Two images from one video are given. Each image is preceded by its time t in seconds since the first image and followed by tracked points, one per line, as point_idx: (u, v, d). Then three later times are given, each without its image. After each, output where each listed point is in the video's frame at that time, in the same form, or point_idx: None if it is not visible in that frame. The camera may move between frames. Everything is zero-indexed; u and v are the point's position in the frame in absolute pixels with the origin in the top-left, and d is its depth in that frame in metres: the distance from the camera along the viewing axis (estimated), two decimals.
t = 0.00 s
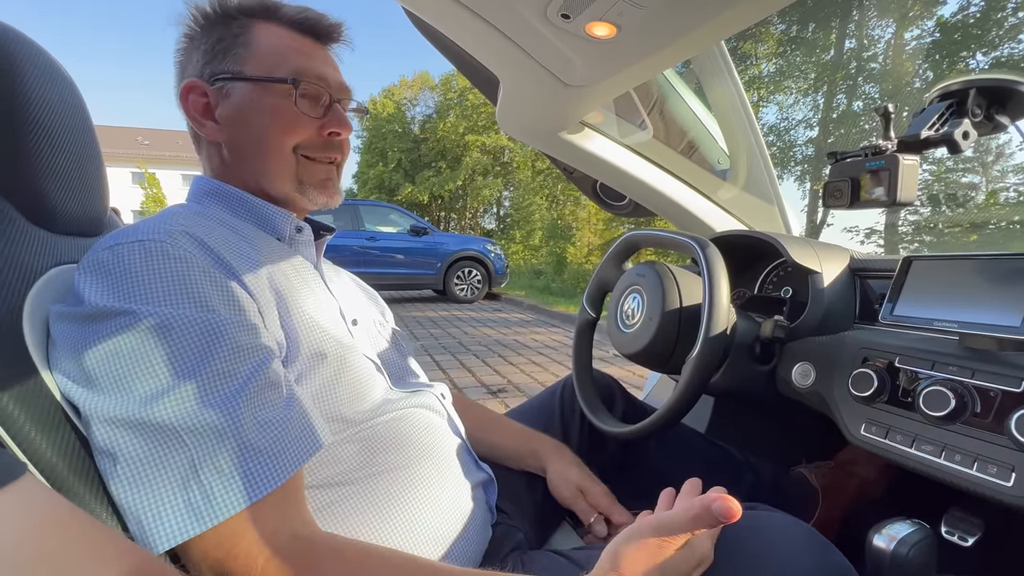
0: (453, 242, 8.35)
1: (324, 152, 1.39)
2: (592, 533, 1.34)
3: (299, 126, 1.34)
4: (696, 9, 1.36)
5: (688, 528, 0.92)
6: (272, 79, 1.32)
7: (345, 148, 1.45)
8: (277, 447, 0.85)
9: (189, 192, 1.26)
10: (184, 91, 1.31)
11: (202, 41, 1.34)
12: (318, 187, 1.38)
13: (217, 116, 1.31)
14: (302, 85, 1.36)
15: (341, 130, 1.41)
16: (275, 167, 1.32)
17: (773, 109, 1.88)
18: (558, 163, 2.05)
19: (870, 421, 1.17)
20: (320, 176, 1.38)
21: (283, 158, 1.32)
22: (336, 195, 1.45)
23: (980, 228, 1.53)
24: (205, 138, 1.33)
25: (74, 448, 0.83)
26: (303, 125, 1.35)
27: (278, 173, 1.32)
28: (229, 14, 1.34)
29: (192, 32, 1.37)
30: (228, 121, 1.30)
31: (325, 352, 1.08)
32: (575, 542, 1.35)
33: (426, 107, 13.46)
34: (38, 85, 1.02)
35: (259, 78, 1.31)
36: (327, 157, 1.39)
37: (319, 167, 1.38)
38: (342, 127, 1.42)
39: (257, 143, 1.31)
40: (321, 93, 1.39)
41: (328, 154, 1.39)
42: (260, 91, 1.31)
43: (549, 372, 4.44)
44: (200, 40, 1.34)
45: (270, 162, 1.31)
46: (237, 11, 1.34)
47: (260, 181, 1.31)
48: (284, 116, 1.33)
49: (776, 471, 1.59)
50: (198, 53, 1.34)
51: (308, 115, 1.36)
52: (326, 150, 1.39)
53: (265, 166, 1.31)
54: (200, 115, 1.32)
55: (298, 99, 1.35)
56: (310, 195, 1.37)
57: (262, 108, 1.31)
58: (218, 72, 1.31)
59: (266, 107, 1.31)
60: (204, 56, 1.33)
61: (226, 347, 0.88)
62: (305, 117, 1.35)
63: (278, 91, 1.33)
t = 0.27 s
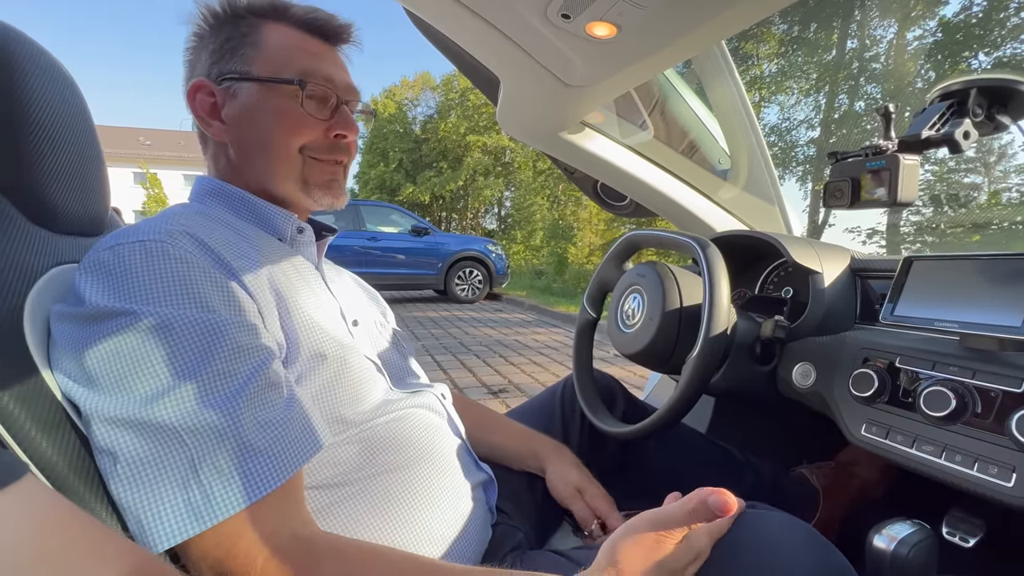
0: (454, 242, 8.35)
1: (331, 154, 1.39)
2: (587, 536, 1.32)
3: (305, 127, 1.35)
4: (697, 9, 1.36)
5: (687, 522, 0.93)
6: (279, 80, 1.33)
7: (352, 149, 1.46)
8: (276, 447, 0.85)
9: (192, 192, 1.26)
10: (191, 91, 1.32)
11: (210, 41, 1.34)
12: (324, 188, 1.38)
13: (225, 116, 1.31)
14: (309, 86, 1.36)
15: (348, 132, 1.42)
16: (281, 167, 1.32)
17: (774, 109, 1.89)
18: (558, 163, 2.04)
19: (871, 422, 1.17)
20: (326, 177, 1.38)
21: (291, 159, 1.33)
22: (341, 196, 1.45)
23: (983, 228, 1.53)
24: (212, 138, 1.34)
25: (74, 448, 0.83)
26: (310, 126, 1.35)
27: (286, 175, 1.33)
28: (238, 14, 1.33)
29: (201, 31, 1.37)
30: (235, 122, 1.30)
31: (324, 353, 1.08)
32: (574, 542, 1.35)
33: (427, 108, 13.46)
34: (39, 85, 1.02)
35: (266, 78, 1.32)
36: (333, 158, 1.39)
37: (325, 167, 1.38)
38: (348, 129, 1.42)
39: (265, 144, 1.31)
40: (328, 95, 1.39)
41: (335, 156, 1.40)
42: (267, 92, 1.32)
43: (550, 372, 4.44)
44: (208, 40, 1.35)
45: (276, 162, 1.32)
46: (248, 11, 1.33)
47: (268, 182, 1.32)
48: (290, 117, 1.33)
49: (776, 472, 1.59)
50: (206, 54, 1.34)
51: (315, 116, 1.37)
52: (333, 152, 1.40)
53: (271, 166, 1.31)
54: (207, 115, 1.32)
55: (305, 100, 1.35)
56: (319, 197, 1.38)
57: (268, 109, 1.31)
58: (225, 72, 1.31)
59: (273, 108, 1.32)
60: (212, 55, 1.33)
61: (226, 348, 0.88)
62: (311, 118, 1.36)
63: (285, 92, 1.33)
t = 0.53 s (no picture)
0: (454, 243, 8.36)
1: (341, 154, 1.40)
2: (596, 539, 1.33)
3: (315, 128, 1.35)
4: (699, 10, 1.36)
5: (689, 526, 0.94)
6: (289, 81, 1.33)
7: (361, 149, 1.46)
8: (280, 449, 0.85)
9: (199, 192, 1.25)
10: (202, 94, 1.32)
11: (221, 43, 1.35)
12: (333, 190, 1.39)
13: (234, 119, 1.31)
14: (318, 86, 1.36)
15: (357, 132, 1.43)
16: (292, 169, 1.33)
17: (776, 110, 1.89)
18: (560, 164, 2.04)
19: (873, 423, 1.17)
20: (336, 178, 1.39)
21: (301, 161, 1.34)
22: (350, 197, 1.46)
23: (985, 229, 1.51)
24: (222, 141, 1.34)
25: (77, 449, 0.83)
26: (319, 126, 1.36)
27: (297, 177, 1.33)
28: (249, 16, 1.34)
29: (214, 33, 1.38)
30: (245, 123, 1.31)
31: (327, 355, 1.08)
32: (577, 544, 1.35)
33: (427, 108, 13.46)
34: (41, 86, 1.02)
35: (276, 79, 1.32)
36: (342, 158, 1.40)
37: (335, 169, 1.38)
38: (357, 129, 1.43)
39: (276, 146, 1.32)
40: (337, 95, 1.40)
41: (344, 156, 1.40)
42: (277, 93, 1.32)
43: (551, 373, 4.44)
44: (219, 42, 1.36)
45: (287, 164, 1.32)
46: (257, 13, 1.34)
47: (279, 185, 1.33)
48: (300, 118, 1.33)
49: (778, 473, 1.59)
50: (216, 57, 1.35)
51: (325, 116, 1.37)
52: (342, 152, 1.40)
53: (281, 168, 1.32)
54: (217, 117, 1.33)
55: (314, 101, 1.36)
56: (329, 198, 1.39)
57: (278, 110, 1.32)
58: (235, 74, 1.32)
59: (283, 109, 1.32)
60: (221, 58, 1.33)
61: (230, 350, 0.88)
62: (321, 119, 1.36)
63: (295, 92, 1.34)
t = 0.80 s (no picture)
0: (455, 243, 8.36)
1: (345, 158, 1.40)
2: (593, 539, 1.33)
3: (320, 131, 1.36)
4: (699, 11, 1.36)
5: (686, 524, 0.92)
6: (297, 83, 1.34)
7: (365, 153, 1.47)
8: (277, 448, 0.85)
9: (199, 191, 1.26)
10: (209, 94, 1.33)
11: (220, 43, 1.35)
12: (336, 193, 1.39)
13: (240, 120, 1.31)
14: (325, 89, 1.37)
15: (362, 136, 1.43)
16: (295, 170, 1.33)
17: (776, 111, 1.89)
18: (559, 164, 2.04)
19: (872, 423, 1.17)
20: (338, 181, 1.39)
21: (306, 163, 1.34)
22: (352, 202, 1.46)
23: (984, 230, 1.52)
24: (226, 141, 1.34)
25: (74, 448, 0.83)
26: (325, 129, 1.36)
27: (301, 179, 1.34)
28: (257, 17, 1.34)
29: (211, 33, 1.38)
30: (251, 124, 1.31)
31: (324, 355, 1.08)
32: (575, 543, 1.34)
33: (428, 108, 13.47)
34: (40, 85, 1.02)
35: (284, 81, 1.33)
36: (346, 161, 1.40)
37: (338, 172, 1.39)
38: (363, 133, 1.44)
39: (281, 148, 1.32)
40: (343, 99, 1.40)
41: (348, 160, 1.41)
42: (284, 94, 1.33)
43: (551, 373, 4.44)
44: (216, 42, 1.36)
45: (290, 166, 1.32)
46: (266, 15, 1.35)
47: (283, 186, 1.33)
48: (306, 120, 1.34)
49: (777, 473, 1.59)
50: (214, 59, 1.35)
51: (330, 120, 1.38)
52: (346, 156, 1.40)
53: (285, 169, 1.32)
54: (222, 117, 1.33)
55: (321, 103, 1.37)
56: (332, 200, 1.39)
57: (284, 111, 1.32)
58: (243, 74, 1.32)
59: (289, 110, 1.33)
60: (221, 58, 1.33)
61: (227, 349, 0.88)
62: (327, 121, 1.37)
63: (302, 94, 1.34)
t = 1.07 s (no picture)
0: (455, 243, 8.37)
1: (339, 158, 1.40)
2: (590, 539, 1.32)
3: (313, 131, 1.35)
4: (699, 12, 1.36)
5: (685, 522, 0.94)
6: (289, 84, 1.33)
7: (359, 152, 1.47)
8: (276, 448, 0.85)
9: (199, 192, 1.25)
10: (203, 94, 1.33)
11: (220, 44, 1.36)
12: (331, 193, 1.40)
13: (236, 121, 1.31)
14: (318, 90, 1.37)
15: (356, 136, 1.43)
16: (290, 171, 1.33)
17: (776, 111, 1.89)
18: (559, 165, 2.04)
19: (872, 424, 1.17)
20: (333, 182, 1.39)
21: (300, 163, 1.34)
22: (348, 200, 1.46)
23: (985, 231, 1.53)
24: (221, 141, 1.34)
25: (74, 448, 0.83)
26: (318, 129, 1.36)
27: (296, 180, 1.34)
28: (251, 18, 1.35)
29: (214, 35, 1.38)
30: (245, 125, 1.31)
31: (323, 356, 1.08)
32: (575, 544, 1.34)
33: (428, 108, 13.48)
34: (41, 86, 1.02)
35: (277, 81, 1.32)
36: (340, 162, 1.40)
37: (333, 172, 1.39)
38: (357, 133, 1.43)
39: (276, 148, 1.32)
40: (337, 99, 1.40)
41: (342, 160, 1.41)
42: (277, 95, 1.32)
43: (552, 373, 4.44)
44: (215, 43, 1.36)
45: (285, 167, 1.33)
46: (260, 15, 1.35)
47: (278, 187, 1.33)
48: (299, 121, 1.34)
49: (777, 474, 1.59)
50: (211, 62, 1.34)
51: (324, 120, 1.37)
52: (340, 156, 1.40)
53: (279, 170, 1.32)
54: (216, 117, 1.33)
55: (314, 104, 1.36)
56: (329, 200, 1.39)
57: (277, 112, 1.32)
58: (236, 75, 1.32)
59: (282, 111, 1.33)
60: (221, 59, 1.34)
61: (227, 349, 0.88)
62: (320, 122, 1.37)
63: (296, 95, 1.34)
